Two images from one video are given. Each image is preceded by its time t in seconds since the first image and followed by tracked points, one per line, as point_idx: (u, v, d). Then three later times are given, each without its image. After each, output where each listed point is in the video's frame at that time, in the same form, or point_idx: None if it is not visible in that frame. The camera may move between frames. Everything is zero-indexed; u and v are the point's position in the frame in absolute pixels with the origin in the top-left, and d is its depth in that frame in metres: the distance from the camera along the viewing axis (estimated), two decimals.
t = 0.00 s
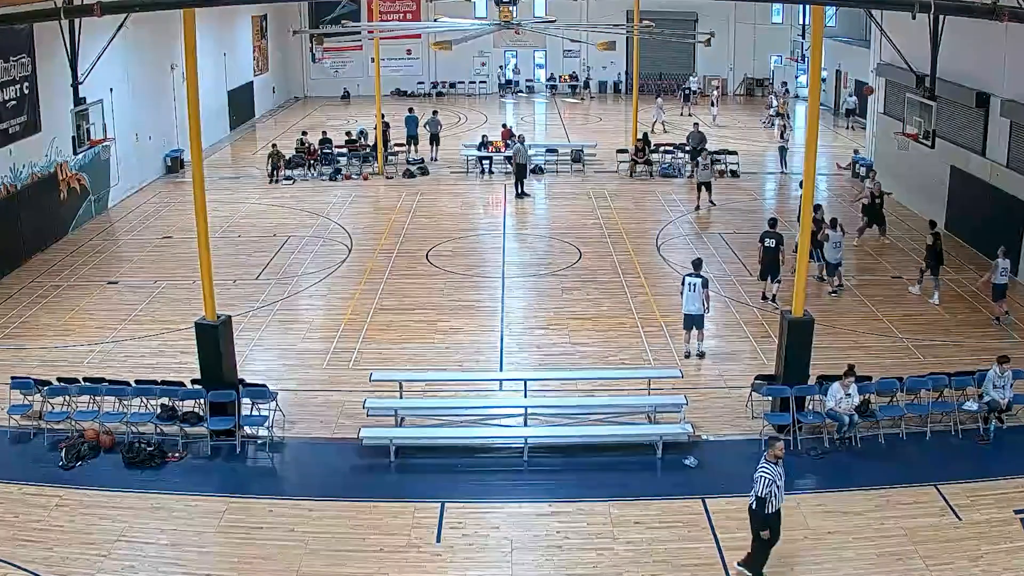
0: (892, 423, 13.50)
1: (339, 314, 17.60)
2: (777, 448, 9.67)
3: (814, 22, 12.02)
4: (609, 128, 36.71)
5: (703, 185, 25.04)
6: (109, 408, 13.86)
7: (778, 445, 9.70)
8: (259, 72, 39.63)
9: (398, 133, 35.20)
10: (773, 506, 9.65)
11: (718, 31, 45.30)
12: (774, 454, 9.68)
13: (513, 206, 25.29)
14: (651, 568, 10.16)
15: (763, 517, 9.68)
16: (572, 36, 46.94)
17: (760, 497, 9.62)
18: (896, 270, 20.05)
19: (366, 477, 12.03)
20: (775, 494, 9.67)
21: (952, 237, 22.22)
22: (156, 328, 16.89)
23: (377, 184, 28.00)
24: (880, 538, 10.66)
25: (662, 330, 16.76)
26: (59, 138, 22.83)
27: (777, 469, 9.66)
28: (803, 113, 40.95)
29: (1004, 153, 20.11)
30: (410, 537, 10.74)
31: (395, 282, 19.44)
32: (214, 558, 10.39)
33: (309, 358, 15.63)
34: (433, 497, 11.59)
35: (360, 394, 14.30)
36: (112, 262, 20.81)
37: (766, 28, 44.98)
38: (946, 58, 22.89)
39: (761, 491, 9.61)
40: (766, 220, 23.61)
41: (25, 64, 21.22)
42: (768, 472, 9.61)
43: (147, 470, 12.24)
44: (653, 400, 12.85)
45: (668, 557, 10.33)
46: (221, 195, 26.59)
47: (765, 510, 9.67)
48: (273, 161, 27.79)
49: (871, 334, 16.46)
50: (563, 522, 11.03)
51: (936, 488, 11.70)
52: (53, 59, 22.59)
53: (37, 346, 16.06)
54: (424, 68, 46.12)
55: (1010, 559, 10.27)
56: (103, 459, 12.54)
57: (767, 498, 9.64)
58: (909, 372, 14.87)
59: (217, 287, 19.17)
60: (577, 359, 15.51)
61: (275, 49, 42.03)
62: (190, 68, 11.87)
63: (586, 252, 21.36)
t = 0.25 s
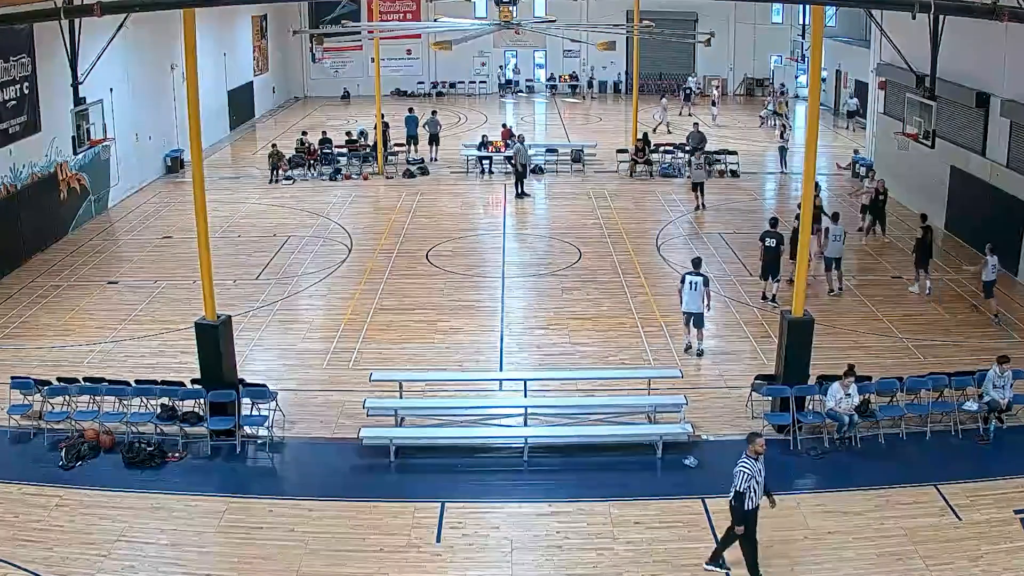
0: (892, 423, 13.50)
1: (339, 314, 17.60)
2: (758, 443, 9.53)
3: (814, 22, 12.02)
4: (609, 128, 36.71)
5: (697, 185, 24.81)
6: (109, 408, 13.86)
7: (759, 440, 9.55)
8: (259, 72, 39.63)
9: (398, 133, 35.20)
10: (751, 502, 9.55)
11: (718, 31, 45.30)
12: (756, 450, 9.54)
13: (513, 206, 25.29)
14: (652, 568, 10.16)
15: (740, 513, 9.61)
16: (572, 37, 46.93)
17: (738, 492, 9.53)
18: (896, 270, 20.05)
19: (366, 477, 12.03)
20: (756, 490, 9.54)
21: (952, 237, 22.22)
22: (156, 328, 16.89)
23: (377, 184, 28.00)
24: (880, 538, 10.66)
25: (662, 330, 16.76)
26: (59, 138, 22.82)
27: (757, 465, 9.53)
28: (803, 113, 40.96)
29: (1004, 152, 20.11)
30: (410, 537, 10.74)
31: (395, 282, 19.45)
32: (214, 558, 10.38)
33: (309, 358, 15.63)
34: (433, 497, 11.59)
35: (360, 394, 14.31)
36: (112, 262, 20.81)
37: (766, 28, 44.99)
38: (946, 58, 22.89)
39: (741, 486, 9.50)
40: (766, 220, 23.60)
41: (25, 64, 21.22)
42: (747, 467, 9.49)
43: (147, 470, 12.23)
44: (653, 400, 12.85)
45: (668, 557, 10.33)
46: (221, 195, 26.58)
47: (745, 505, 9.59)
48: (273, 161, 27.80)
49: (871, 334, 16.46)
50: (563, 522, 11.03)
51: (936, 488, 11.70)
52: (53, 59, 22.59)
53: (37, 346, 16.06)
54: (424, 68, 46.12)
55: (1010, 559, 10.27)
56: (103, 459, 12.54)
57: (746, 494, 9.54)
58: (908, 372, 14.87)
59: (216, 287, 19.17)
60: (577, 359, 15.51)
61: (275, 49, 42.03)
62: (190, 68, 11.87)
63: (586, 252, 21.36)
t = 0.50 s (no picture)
0: (892, 423, 13.50)
1: (339, 314, 17.60)
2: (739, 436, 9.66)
3: (814, 22, 12.02)
4: (609, 128, 36.71)
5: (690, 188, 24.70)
6: (109, 408, 13.86)
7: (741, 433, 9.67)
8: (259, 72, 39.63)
9: (398, 132, 35.21)
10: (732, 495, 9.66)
11: (718, 31, 45.31)
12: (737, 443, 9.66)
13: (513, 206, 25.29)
14: (651, 568, 10.16)
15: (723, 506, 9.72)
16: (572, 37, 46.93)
17: (721, 485, 9.63)
18: (896, 270, 20.05)
19: (366, 477, 12.03)
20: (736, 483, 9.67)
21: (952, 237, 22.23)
22: (157, 328, 16.89)
23: (377, 184, 28.00)
24: (880, 538, 10.66)
25: (662, 330, 16.76)
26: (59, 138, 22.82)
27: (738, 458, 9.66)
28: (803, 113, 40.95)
29: (1004, 152, 20.11)
30: (410, 537, 10.74)
31: (395, 282, 19.44)
32: (214, 558, 10.39)
33: (309, 358, 15.63)
34: (433, 497, 11.59)
35: (361, 394, 14.30)
36: (112, 262, 20.81)
37: (766, 28, 45.00)
38: (946, 58, 22.89)
39: (724, 479, 9.60)
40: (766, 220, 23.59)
41: (25, 64, 21.22)
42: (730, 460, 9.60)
43: (147, 470, 12.23)
44: (653, 400, 12.85)
45: (669, 557, 10.33)
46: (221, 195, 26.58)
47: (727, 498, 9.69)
48: (273, 161, 27.80)
49: (871, 334, 16.46)
50: (563, 522, 11.02)
51: (936, 488, 11.70)
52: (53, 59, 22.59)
53: (37, 347, 16.06)
54: (424, 67, 46.12)
55: (1011, 559, 10.26)
56: (103, 459, 12.54)
57: (727, 486, 9.65)
58: (908, 372, 14.87)
59: (216, 287, 19.17)
60: (577, 359, 15.51)
61: (275, 49, 42.03)
62: (190, 68, 11.87)
63: (586, 252, 21.36)
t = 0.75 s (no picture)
0: (892, 423, 13.50)
1: (339, 314, 17.60)
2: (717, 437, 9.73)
3: (814, 21, 12.01)
4: (609, 128, 36.72)
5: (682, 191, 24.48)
6: (109, 408, 13.86)
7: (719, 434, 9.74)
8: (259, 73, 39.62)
9: (398, 132, 35.21)
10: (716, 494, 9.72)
11: (718, 31, 45.33)
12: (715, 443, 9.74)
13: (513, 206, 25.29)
14: (652, 568, 10.16)
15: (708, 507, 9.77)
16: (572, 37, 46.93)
17: (703, 486, 9.67)
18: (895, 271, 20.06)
19: (366, 477, 12.03)
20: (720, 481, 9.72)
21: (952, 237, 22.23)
22: (157, 328, 16.89)
23: (377, 184, 28.00)
24: (879, 538, 10.66)
25: (662, 330, 16.77)
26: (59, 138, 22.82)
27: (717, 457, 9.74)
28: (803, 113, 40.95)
29: (1004, 152, 20.11)
30: (410, 537, 10.74)
31: (395, 282, 19.45)
32: (214, 558, 10.38)
33: (309, 358, 15.63)
34: (432, 497, 11.59)
35: (361, 394, 14.30)
36: (112, 262, 20.81)
37: (766, 28, 45.01)
38: (946, 58, 22.90)
39: (706, 481, 9.63)
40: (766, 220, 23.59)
41: (25, 64, 21.23)
42: (710, 461, 9.64)
43: (147, 470, 12.23)
44: (653, 400, 12.86)
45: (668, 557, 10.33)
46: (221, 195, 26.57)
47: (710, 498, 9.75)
48: (273, 161, 27.80)
49: (871, 334, 16.46)
50: (563, 522, 11.02)
51: (936, 488, 11.70)
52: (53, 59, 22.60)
53: (37, 347, 16.06)
54: (424, 67, 46.11)
55: (1010, 559, 10.26)
56: (103, 460, 12.54)
57: (711, 487, 9.69)
58: (908, 372, 14.87)
59: (217, 287, 19.18)
60: (577, 359, 15.51)
61: (275, 49, 42.03)
62: (190, 68, 11.87)
63: (586, 252, 21.36)
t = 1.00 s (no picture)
0: (892, 423, 13.50)
1: (339, 314, 17.60)
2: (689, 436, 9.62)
3: (814, 21, 12.01)
4: (609, 128, 36.73)
5: (668, 193, 24.03)
6: (109, 408, 13.86)
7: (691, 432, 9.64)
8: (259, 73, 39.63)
9: (398, 132, 35.21)
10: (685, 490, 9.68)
11: (718, 31, 45.33)
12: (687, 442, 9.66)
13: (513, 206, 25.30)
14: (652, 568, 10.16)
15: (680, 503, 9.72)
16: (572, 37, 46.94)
17: (672, 484, 9.61)
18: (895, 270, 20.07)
19: (366, 477, 12.03)
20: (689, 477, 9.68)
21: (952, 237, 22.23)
22: (157, 329, 16.89)
23: (377, 184, 28.00)
24: (879, 538, 10.66)
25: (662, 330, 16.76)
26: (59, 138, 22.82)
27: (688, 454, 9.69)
28: (803, 113, 40.95)
29: (1004, 152, 20.10)
30: (410, 537, 10.74)
31: (395, 282, 19.45)
32: (214, 558, 10.38)
33: (309, 358, 15.63)
34: (432, 497, 11.59)
35: (361, 394, 14.30)
36: (112, 262, 20.81)
37: (766, 28, 45.01)
38: (945, 58, 22.90)
39: (676, 478, 9.57)
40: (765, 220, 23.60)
41: (25, 64, 21.23)
42: (679, 459, 9.58)
43: (147, 470, 12.24)
44: (653, 400, 12.85)
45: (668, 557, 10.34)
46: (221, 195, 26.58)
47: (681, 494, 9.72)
48: (273, 161, 27.80)
49: (871, 334, 16.46)
50: (563, 522, 11.03)
51: (937, 488, 11.70)
52: (54, 59, 22.61)
53: (37, 347, 16.06)
54: (424, 67, 46.11)
55: (1010, 559, 10.26)
56: (103, 459, 12.54)
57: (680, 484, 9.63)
58: (908, 372, 14.87)
59: (217, 287, 19.18)
60: (577, 359, 15.51)
61: (275, 49, 42.04)
62: (190, 68, 11.87)
63: (586, 252, 21.36)
